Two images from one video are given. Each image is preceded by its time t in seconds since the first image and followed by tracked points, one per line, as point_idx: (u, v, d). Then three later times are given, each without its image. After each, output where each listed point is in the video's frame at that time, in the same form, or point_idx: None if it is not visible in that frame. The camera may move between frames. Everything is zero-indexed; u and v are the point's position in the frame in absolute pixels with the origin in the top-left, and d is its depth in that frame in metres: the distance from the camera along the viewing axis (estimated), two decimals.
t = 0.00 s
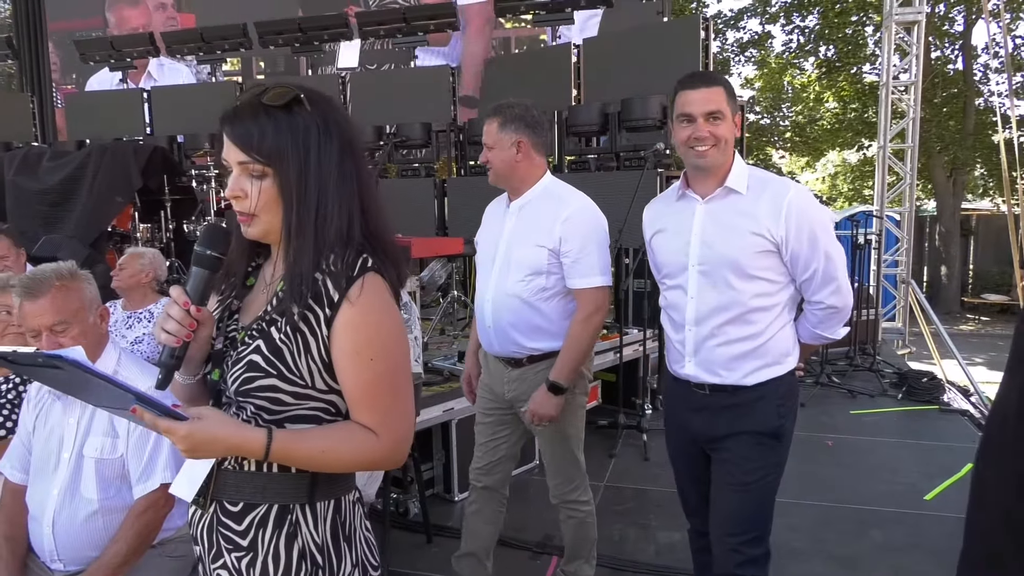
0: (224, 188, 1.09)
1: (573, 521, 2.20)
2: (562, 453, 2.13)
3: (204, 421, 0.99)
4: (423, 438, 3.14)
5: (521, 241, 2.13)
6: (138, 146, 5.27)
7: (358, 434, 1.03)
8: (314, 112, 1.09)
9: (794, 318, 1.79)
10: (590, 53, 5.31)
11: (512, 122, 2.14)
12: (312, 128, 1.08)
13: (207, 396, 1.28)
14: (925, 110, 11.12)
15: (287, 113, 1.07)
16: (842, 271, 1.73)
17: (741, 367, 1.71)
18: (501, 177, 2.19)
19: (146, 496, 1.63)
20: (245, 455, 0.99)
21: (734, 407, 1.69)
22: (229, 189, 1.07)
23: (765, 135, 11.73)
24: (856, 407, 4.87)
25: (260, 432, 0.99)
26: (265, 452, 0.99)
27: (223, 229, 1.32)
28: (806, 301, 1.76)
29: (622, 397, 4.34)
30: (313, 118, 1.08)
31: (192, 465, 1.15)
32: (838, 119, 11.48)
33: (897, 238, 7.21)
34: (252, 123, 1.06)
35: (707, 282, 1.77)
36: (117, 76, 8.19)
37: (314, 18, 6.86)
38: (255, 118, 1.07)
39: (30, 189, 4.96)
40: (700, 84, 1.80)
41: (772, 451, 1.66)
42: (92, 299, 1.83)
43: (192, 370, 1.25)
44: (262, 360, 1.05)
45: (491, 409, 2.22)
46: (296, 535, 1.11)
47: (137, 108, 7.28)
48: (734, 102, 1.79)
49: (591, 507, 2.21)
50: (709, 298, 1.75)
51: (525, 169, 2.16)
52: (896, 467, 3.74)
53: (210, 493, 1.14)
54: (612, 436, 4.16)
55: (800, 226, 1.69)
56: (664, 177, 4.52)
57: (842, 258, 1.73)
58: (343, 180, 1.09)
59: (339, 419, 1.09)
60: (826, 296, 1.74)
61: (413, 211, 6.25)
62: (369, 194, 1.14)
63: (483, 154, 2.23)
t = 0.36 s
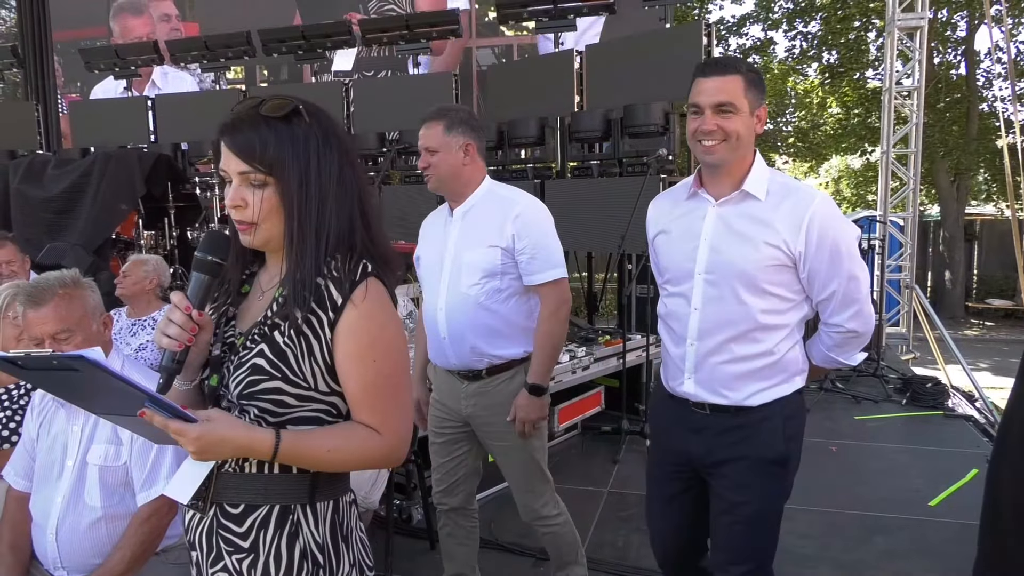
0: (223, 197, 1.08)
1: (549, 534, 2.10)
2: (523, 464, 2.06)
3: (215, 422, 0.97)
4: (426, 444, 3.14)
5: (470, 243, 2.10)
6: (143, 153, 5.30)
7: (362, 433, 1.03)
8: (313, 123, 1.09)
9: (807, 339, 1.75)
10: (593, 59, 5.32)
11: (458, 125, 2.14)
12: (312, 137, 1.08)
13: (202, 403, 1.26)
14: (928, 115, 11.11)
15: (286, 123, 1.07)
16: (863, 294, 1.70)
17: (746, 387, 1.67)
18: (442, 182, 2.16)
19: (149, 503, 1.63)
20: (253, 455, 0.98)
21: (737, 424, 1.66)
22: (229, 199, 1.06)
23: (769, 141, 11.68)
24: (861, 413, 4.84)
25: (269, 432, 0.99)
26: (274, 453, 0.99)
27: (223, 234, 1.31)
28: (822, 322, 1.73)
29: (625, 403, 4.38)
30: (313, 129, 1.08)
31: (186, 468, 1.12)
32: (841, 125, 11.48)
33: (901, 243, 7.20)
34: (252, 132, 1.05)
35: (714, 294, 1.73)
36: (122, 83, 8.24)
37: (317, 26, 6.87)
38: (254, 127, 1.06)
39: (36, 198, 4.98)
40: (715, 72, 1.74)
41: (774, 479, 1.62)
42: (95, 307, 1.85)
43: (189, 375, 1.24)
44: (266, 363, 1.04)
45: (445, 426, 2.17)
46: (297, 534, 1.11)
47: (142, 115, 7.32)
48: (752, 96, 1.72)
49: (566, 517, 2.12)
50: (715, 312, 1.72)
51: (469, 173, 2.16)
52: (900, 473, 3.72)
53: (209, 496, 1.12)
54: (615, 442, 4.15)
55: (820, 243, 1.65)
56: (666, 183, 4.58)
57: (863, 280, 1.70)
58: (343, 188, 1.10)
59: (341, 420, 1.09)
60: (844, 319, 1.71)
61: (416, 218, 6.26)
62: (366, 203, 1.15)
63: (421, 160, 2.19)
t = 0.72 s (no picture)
0: (217, 201, 1.08)
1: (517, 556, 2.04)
2: (500, 472, 2.01)
3: (223, 432, 0.96)
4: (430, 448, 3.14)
5: (451, 249, 2.09)
6: (149, 157, 5.31)
7: (367, 436, 1.03)
8: (307, 126, 1.09)
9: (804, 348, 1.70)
10: (598, 63, 5.32)
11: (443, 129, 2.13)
12: (306, 140, 1.08)
13: (200, 409, 1.27)
14: (934, 118, 11.08)
15: (281, 126, 1.08)
16: (862, 304, 1.65)
17: (737, 396, 1.64)
18: (425, 187, 2.11)
19: (156, 504, 1.63)
20: (263, 462, 0.98)
21: (726, 434, 1.63)
22: (223, 203, 1.06)
23: (774, 144, 11.81)
24: (866, 417, 4.83)
25: (277, 439, 0.99)
26: (282, 459, 0.99)
27: (218, 237, 1.31)
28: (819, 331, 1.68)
29: (630, 407, 4.35)
30: (307, 132, 1.09)
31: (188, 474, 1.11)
32: (846, 128, 11.45)
33: (906, 247, 7.18)
34: (247, 136, 1.06)
35: (706, 298, 1.71)
36: (128, 88, 8.28)
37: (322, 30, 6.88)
38: (249, 130, 1.06)
39: (42, 203, 4.98)
40: (693, 79, 1.74)
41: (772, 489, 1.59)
42: (103, 311, 1.86)
43: (186, 382, 1.25)
44: (269, 369, 1.04)
45: (429, 436, 2.14)
46: (303, 538, 1.11)
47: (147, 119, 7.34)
48: (728, 99, 1.68)
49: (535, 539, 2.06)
50: (706, 317, 1.70)
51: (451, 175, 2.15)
52: (906, 477, 3.70)
53: (212, 502, 1.11)
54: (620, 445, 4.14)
55: (816, 249, 1.60)
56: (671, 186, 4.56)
57: (862, 289, 1.65)
58: (338, 190, 1.10)
59: (343, 424, 1.09)
60: (842, 329, 1.66)
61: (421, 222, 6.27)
62: (361, 206, 1.16)
63: (400, 162, 2.11)
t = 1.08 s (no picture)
0: (228, 208, 1.09)
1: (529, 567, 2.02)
2: (516, 483, 2.00)
3: (231, 437, 0.97)
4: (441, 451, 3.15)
5: (475, 254, 2.08)
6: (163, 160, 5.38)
7: (376, 443, 1.03)
8: (315, 132, 1.09)
9: (801, 361, 1.64)
10: (609, 67, 5.32)
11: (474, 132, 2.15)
12: (313, 145, 1.08)
13: (210, 415, 1.27)
14: (947, 122, 11.00)
15: (289, 133, 1.08)
16: (860, 319, 1.57)
17: (727, 405, 1.63)
18: (454, 186, 2.10)
19: (168, 506, 1.64)
20: (271, 468, 0.98)
21: (723, 440, 1.63)
22: (234, 210, 1.07)
23: (786, 149, 11.41)
24: (879, 423, 4.79)
25: (286, 445, 0.99)
26: (291, 466, 0.99)
27: (228, 242, 1.30)
28: (816, 345, 1.62)
29: (641, 412, 4.36)
30: (314, 138, 1.09)
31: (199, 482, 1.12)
32: (859, 132, 11.39)
33: (920, 251, 7.12)
34: (255, 143, 1.06)
35: (700, 305, 1.71)
36: (143, 93, 8.37)
37: (335, 35, 6.92)
38: (258, 137, 1.07)
39: (57, 205, 5.09)
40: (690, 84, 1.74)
41: (774, 499, 1.56)
42: (117, 314, 1.87)
43: (196, 389, 1.25)
44: (279, 375, 1.05)
45: (441, 447, 2.12)
46: (310, 547, 1.11)
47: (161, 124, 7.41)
48: (712, 105, 1.66)
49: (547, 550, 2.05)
50: (699, 324, 1.70)
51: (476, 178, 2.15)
52: (919, 484, 3.66)
53: (221, 509, 1.12)
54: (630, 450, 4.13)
55: (805, 259, 1.54)
56: (683, 190, 4.55)
57: (860, 303, 1.57)
58: (346, 194, 1.10)
59: (352, 431, 1.10)
60: (838, 344, 1.59)
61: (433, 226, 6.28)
62: (370, 211, 1.15)
63: (429, 161, 2.10)
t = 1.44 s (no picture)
0: (231, 213, 1.09)
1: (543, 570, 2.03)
2: (532, 491, 2.00)
3: (229, 444, 0.97)
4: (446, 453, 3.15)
5: (504, 262, 2.06)
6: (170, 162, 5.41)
7: (378, 452, 1.03)
8: (316, 134, 1.09)
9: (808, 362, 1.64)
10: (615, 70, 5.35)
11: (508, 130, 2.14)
12: (314, 148, 1.08)
13: (212, 420, 1.27)
14: (954, 126, 10.96)
15: (289, 135, 1.07)
16: (870, 317, 1.57)
17: (729, 407, 1.63)
18: (486, 187, 2.09)
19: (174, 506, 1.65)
20: (270, 476, 0.99)
21: (728, 443, 1.62)
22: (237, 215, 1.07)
23: (791, 153, 11.58)
24: (884, 428, 4.77)
25: (286, 453, 0.99)
26: (290, 473, 0.99)
27: (230, 247, 1.30)
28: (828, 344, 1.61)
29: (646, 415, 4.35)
30: (315, 139, 1.08)
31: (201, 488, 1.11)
32: (865, 136, 11.37)
33: (925, 256, 7.11)
34: (254, 146, 1.06)
35: (704, 308, 1.70)
36: (151, 94, 8.42)
37: (342, 38, 6.96)
38: (256, 140, 1.06)
39: (64, 206, 5.11)
40: (698, 90, 1.74)
41: (779, 504, 1.56)
42: (123, 314, 1.87)
43: (199, 393, 1.25)
44: (279, 382, 1.05)
45: (455, 454, 2.11)
46: (309, 556, 1.10)
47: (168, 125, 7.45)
48: (719, 111, 1.66)
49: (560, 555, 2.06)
50: (702, 327, 1.70)
51: (509, 180, 2.13)
52: (923, 490, 3.65)
53: (221, 515, 1.11)
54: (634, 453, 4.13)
55: (810, 262, 1.54)
56: (688, 194, 4.54)
57: (868, 303, 1.56)
58: (347, 197, 1.10)
59: (354, 439, 1.10)
60: (849, 342, 1.58)
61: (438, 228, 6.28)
62: (372, 213, 1.15)
63: (461, 159, 2.10)
